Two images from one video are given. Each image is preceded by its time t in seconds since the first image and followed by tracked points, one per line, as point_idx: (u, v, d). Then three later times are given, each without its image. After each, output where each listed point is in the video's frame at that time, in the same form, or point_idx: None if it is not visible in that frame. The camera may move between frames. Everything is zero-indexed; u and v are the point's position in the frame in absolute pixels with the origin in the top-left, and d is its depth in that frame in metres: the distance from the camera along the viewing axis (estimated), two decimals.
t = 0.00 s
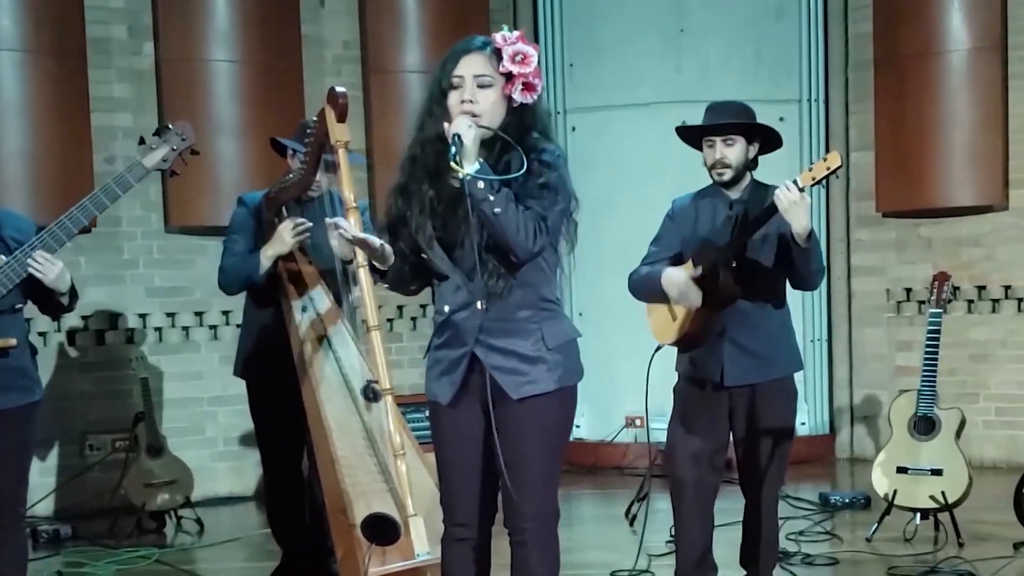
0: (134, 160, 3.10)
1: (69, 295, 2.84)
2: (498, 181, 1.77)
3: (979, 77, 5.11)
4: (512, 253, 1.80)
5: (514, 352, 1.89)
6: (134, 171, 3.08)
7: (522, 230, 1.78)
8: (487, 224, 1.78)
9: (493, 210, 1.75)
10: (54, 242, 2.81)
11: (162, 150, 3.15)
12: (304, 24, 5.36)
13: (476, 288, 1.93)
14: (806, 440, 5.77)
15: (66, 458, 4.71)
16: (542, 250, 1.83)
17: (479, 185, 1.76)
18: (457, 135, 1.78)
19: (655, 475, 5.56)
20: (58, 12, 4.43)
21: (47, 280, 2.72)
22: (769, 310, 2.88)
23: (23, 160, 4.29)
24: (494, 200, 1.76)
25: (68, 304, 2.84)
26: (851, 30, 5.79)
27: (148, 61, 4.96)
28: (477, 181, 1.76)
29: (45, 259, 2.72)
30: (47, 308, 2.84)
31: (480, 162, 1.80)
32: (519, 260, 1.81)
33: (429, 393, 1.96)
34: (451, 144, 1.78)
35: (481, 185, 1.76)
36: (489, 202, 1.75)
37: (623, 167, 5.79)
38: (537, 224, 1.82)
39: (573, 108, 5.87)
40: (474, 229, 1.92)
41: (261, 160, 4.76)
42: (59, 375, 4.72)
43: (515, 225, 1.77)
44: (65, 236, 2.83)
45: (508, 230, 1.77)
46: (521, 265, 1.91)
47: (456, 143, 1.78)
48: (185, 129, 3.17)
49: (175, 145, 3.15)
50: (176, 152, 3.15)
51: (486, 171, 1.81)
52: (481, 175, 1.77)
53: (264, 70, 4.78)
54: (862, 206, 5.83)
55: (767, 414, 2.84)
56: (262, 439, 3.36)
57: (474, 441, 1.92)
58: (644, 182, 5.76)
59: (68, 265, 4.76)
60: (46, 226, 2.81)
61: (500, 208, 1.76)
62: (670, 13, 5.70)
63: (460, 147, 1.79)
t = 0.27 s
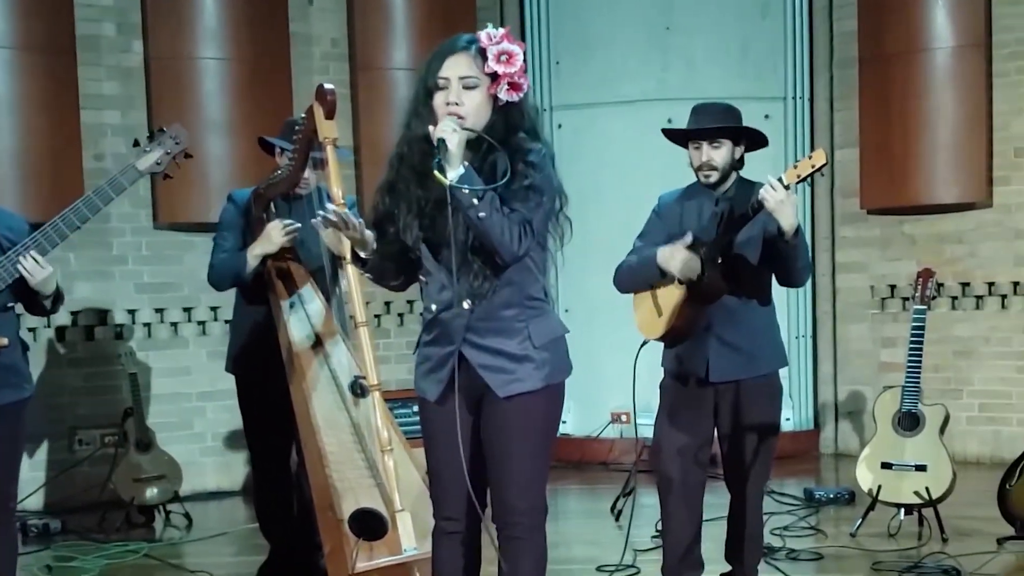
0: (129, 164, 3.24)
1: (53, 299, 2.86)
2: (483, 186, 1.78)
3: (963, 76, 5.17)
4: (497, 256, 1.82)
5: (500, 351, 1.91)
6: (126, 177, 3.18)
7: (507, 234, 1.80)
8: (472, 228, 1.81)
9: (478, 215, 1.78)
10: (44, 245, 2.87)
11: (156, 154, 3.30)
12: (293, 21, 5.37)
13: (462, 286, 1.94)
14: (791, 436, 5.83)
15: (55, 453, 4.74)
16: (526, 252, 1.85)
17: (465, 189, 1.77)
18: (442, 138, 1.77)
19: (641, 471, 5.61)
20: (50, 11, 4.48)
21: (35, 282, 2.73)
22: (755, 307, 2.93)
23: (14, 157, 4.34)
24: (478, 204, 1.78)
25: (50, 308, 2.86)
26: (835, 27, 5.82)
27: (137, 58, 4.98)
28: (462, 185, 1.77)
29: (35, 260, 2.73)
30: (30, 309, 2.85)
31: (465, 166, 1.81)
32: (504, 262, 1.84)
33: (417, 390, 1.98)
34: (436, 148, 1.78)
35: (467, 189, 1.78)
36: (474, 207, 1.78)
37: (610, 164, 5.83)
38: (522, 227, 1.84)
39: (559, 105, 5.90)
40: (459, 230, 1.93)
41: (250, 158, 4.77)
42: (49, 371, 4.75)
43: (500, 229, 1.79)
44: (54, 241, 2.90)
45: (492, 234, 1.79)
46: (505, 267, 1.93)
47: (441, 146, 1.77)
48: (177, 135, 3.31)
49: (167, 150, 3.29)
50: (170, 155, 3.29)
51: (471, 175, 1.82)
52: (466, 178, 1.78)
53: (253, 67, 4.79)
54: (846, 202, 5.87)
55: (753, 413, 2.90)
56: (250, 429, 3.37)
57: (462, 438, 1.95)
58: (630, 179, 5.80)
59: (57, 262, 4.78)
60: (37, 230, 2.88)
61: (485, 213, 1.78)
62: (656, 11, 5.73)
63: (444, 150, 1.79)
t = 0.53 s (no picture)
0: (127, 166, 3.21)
1: (57, 295, 2.87)
2: (468, 190, 1.82)
3: (949, 74, 5.22)
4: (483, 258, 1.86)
5: (486, 347, 1.94)
6: (124, 179, 3.17)
7: (492, 236, 1.84)
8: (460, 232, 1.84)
9: (464, 219, 1.81)
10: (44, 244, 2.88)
11: (154, 157, 3.28)
12: (282, 19, 5.38)
13: (448, 284, 1.97)
14: (777, 431, 5.88)
15: (46, 447, 4.78)
16: (512, 254, 1.89)
17: (452, 194, 1.82)
18: (427, 143, 1.81)
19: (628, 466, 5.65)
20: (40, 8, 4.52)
21: (39, 278, 2.74)
22: (743, 306, 2.95)
23: (4, 152, 4.39)
24: (465, 208, 1.81)
25: (55, 303, 2.87)
26: (823, 25, 5.85)
27: (127, 55, 5.00)
28: (449, 189, 1.82)
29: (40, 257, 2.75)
30: (34, 306, 2.87)
31: (451, 170, 1.85)
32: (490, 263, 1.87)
33: (403, 384, 2.00)
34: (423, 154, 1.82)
35: (454, 194, 1.82)
36: (460, 211, 1.81)
37: (597, 161, 5.86)
38: (507, 229, 1.88)
39: (546, 102, 5.92)
40: (444, 231, 1.96)
41: (241, 155, 4.78)
42: (40, 366, 4.79)
43: (486, 231, 1.83)
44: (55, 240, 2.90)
45: (479, 237, 1.82)
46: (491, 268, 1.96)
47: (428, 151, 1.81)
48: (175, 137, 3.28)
49: (165, 152, 3.27)
50: (168, 158, 3.26)
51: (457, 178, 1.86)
52: (452, 183, 1.83)
53: (243, 65, 4.80)
54: (832, 199, 5.92)
55: (741, 408, 2.90)
56: (238, 426, 3.39)
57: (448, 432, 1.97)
58: (617, 176, 5.84)
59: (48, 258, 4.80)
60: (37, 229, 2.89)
61: (472, 218, 1.81)
62: (643, 9, 5.76)
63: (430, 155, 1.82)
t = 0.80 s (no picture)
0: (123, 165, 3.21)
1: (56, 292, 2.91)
2: (450, 189, 1.84)
3: (936, 72, 5.26)
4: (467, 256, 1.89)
5: (471, 343, 1.96)
6: (120, 178, 3.19)
7: (474, 234, 1.87)
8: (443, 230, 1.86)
9: (446, 218, 1.84)
10: (42, 242, 2.91)
11: (151, 155, 3.28)
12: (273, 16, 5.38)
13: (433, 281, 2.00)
14: (763, 426, 5.92)
15: (37, 441, 4.79)
16: (494, 253, 1.92)
17: (433, 194, 1.83)
18: (409, 145, 1.81)
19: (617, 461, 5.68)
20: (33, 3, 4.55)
21: (37, 277, 2.78)
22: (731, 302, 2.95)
23: None
24: (445, 208, 1.83)
25: (53, 298, 2.91)
26: (810, 23, 5.91)
27: (119, 52, 5.01)
28: (431, 189, 1.83)
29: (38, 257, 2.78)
30: (33, 301, 2.91)
31: (432, 169, 1.86)
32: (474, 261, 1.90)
33: (389, 380, 2.03)
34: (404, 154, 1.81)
35: (434, 193, 1.83)
36: (442, 210, 1.83)
37: (586, 158, 5.89)
38: (491, 228, 1.90)
39: (535, 99, 5.96)
40: (428, 230, 1.97)
41: (232, 151, 4.81)
42: (32, 360, 4.81)
43: (468, 229, 1.86)
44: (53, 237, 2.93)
45: (461, 237, 1.86)
46: (476, 265, 1.99)
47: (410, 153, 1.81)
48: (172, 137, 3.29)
49: (162, 151, 3.27)
50: (164, 157, 3.27)
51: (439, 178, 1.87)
52: (434, 182, 1.84)
53: (235, 63, 4.85)
54: (820, 196, 5.96)
55: (729, 404, 2.90)
56: (230, 422, 3.42)
57: (434, 427, 2.00)
58: (605, 173, 5.86)
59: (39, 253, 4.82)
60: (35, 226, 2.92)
61: (453, 216, 1.84)
62: (632, 6, 5.79)
63: (411, 156, 1.82)
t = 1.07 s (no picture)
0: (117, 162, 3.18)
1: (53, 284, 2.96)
2: (433, 185, 1.84)
3: (925, 70, 5.30)
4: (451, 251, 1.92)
5: (454, 338, 1.99)
6: (115, 175, 3.17)
7: (458, 230, 1.89)
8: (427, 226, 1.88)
9: (429, 214, 1.84)
10: (39, 236, 2.95)
11: (146, 153, 3.24)
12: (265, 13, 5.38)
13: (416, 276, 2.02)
14: (752, 423, 5.95)
15: (30, 435, 4.81)
16: (477, 248, 1.94)
17: (416, 188, 1.83)
18: (392, 142, 1.82)
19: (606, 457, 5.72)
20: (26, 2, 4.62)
21: (35, 270, 2.83)
22: (719, 297, 2.98)
23: None
24: (429, 203, 1.84)
25: (51, 291, 2.97)
26: (800, 19, 5.97)
27: (113, 49, 5.01)
28: (415, 184, 1.83)
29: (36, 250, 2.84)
30: (30, 293, 2.97)
31: (416, 166, 1.86)
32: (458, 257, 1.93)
33: (372, 375, 2.05)
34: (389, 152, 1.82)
35: (418, 189, 1.83)
36: (425, 206, 1.84)
37: (576, 156, 5.91)
38: (473, 223, 1.92)
39: (526, 97, 5.99)
40: (412, 226, 1.99)
41: (225, 148, 4.84)
42: (25, 354, 4.82)
43: (450, 224, 1.87)
44: (50, 232, 2.98)
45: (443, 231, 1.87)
46: (459, 261, 2.01)
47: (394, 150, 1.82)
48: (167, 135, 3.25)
49: (157, 150, 3.24)
50: (160, 156, 3.24)
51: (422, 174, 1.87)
52: (418, 178, 1.84)
53: (227, 60, 4.88)
54: (809, 193, 6.01)
55: (717, 401, 2.93)
56: (222, 419, 3.44)
57: (418, 421, 2.02)
58: (595, 170, 5.89)
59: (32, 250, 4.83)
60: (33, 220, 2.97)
61: (436, 211, 1.85)
62: (623, 5, 5.81)
63: (394, 153, 1.83)
